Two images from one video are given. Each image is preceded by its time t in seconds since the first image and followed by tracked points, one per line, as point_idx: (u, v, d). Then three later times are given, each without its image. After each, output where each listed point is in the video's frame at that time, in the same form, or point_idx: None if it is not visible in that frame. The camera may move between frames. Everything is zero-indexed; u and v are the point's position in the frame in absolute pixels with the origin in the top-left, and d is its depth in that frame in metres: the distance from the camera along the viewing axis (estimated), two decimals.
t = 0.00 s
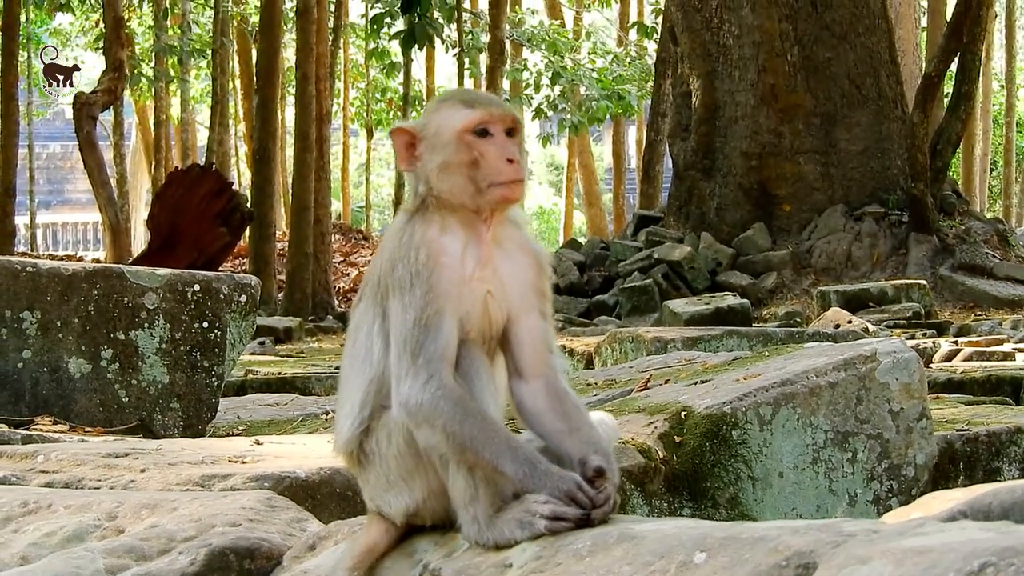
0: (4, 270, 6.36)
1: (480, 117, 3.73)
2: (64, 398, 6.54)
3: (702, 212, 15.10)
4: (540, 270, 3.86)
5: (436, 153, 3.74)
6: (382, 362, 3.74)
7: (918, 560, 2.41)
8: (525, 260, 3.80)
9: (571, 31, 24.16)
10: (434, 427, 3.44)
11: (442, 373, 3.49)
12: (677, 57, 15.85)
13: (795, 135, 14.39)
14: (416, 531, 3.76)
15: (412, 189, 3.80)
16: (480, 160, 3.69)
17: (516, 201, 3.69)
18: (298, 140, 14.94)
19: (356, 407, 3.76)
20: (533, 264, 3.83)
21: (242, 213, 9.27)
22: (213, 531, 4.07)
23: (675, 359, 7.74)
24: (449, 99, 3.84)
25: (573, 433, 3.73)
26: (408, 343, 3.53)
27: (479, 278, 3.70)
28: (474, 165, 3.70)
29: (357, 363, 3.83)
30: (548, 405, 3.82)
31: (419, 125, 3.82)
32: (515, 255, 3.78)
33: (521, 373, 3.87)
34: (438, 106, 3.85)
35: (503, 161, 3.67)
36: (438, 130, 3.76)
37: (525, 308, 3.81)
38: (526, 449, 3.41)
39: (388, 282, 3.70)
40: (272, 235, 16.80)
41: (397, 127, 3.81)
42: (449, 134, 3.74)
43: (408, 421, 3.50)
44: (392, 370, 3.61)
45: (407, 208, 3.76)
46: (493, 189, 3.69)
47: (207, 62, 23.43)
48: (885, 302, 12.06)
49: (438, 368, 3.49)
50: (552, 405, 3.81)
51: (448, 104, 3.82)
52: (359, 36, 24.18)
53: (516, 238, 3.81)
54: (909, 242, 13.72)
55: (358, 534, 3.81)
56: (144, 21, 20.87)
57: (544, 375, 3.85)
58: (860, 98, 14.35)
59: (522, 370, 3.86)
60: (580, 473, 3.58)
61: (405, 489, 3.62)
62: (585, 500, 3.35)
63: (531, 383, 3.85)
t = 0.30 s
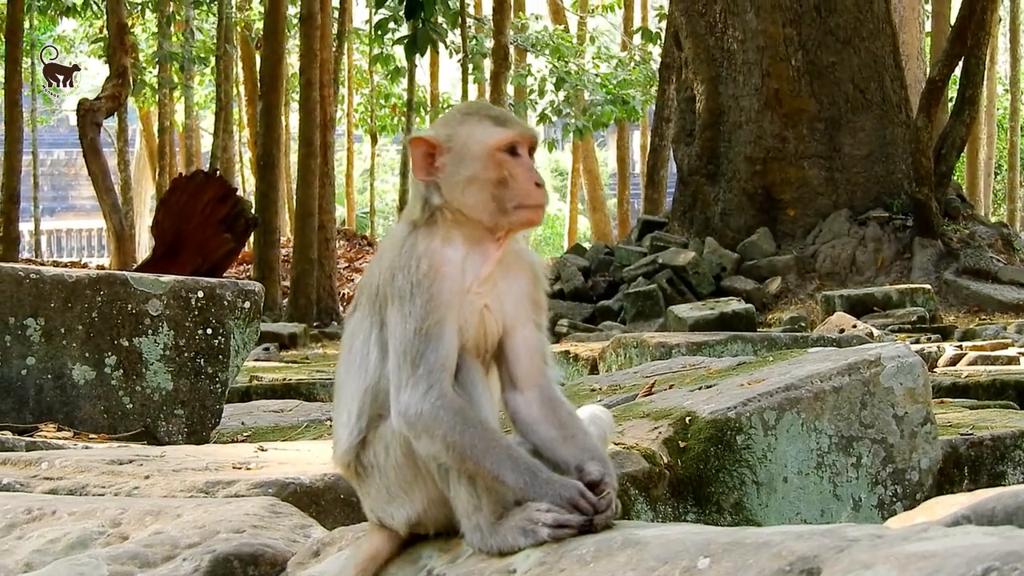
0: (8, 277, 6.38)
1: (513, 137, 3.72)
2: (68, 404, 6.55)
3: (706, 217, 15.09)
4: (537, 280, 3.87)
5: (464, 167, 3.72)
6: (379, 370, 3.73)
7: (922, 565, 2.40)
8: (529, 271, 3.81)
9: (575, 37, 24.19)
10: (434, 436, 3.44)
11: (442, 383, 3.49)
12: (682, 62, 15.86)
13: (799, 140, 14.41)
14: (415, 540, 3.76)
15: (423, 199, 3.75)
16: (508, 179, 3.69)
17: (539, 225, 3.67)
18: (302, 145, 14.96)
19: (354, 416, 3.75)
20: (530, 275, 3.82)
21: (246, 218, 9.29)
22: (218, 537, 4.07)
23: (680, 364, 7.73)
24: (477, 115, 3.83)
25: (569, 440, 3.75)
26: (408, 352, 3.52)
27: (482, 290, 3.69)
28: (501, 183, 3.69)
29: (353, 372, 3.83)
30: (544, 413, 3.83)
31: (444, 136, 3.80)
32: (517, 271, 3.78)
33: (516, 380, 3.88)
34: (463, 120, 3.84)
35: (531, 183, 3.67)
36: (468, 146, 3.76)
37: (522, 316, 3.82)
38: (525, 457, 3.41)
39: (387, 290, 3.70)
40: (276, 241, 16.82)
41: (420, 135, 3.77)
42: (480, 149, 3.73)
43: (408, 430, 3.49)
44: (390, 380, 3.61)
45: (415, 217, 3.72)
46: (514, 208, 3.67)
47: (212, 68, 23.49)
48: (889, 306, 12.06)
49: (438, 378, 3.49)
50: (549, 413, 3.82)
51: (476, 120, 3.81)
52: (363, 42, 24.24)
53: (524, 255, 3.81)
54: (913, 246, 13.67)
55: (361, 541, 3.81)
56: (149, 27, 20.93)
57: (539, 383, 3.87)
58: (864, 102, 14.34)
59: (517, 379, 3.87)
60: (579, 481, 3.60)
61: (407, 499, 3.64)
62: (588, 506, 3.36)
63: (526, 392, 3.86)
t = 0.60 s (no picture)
0: (10, 279, 6.41)
1: (549, 177, 3.65)
2: (70, 406, 6.56)
3: (709, 220, 15.10)
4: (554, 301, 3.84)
5: (495, 203, 3.66)
6: (384, 379, 3.74)
7: (924, 567, 2.40)
8: (545, 296, 3.78)
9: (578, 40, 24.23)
10: (438, 448, 3.44)
11: (448, 398, 3.49)
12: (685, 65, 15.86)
13: (802, 143, 14.43)
14: (418, 541, 3.76)
15: (450, 229, 3.70)
16: (539, 219, 3.63)
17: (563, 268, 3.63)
18: (305, 148, 14.98)
19: (357, 421, 3.75)
20: (546, 301, 3.80)
21: (248, 222, 9.34)
22: (220, 540, 4.07)
23: (682, 367, 7.73)
24: (513, 148, 3.74)
25: (579, 450, 3.75)
26: (415, 368, 3.52)
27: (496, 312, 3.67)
28: (531, 222, 3.64)
29: (359, 379, 3.83)
30: (552, 424, 3.83)
31: (478, 167, 3.71)
32: (535, 298, 3.76)
33: (525, 392, 3.88)
34: (500, 151, 3.75)
35: (560, 227, 3.61)
36: (502, 181, 3.68)
37: (534, 334, 3.81)
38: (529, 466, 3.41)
39: (395, 303, 3.70)
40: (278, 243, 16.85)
41: (453, 164, 3.68)
42: (514, 188, 3.66)
43: (412, 443, 3.50)
44: (396, 392, 3.61)
45: (437, 242, 3.68)
46: (541, 248, 3.62)
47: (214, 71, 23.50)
48: (891, 309, 12.06)
49: (445, 392, 3.49)
50: (556, 424, 3.82)
51: (512, 152, 3.73)
52: (365, 44, 24.24)
53: (544, 284, 3.78)
54: (916, 250, 13.65)
55: (364, 542, 3.81)
56: (151, 29, 20.95)
57: (548, 395, 3.86)
58: (867, 105, 14.33)
59: (526, 391, 3.87)
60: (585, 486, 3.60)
61: (410, 500, 3.64)
62: (591, 510, 3.34)
63: (535, 402, 3.86)
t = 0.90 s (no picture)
0: (14, 283, 6.40)
1: (558, 186, 3.62)
2: (74, 410, 6.56)
3: (711, 223, 15.11)
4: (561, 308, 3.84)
5: (504, 210, 3.65)
6: (388, 383, 3.74)
7: (929, 572, 2.41)
8: (552, 303, 3.77)
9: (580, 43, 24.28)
10: (441, 453, 3.45)
11: (452, 403, 3.50)
12: (686, 68, 15.88)
13: (804, 146, 14.44)
14: (421, 544, 3.77)
15: (459, 235, 3.69)
16: (547, 227, 3.61)
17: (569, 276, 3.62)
18: (307, 151, 14.99)
19: (360, 425, 3.76)
20: (552, 309, 3.78)
21: (251, 224, 9.31)
22: (223, 544, 4.07)
23: (685, 370, 7.73)
24: (523, 155, 3.72)
25: (582, 454, 3.76)
26: (419, 373, 3.52)
27: (502, 319, 3.67)
28: (538, 230, 3.62)
29: (362, 382, 3.83)
30: (555, 430, 3.83)
31: (488, 174, 3.70)
32: (542, 305, 3.75)
33: (529, 398, 3.88)
34: (509, 158, 3.73)
35: (568, 235, 3.59)
36: (510, 188, 3.66)
37: (539, 340, 3.81)
38: (532, 471, 3.41)
39: (401, 308, 3.71)
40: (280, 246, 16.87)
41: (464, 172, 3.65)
42: (523, 196, 3.64)
43: (416, 447, 3.50)
44: (400, 396, 3.61)
45: (445, 248, 3.67)
46: (548, 256, 3.60)
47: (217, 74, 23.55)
48: (894, 312, 12.03)
49: (449, 397, 3.50)
50: (560, 430, 3.82)
51: (521, 159, 3.70)
52: (368, 46, 24.28)
53: (552, 292, 3.77)
54: (917, 252, 13.63)
55: (367, 546, 3.81)
56: (154, 31, 20.99)
57: (553, 401, 3.86)
58: (869, 108, 14.35)
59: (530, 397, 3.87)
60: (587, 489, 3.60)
61: (414, 504, 3.65)
62: (594, 514, 3.34)
63: (538, 408, 3.86)
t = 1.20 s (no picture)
0: (18, 284, 6.45)
1: (538, 183, 3.60)
2: (78, 412, 6.58)
3: (714, 226, 15.12)
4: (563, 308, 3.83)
5: (488, 212, 3.64)
6: (393, 385, 3.75)
7: (931, 574, 2.42)
8: (552, 304, 3.76)
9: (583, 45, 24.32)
10: (445, 455, 3.46)
11: (456, 405, 3.52)
12: (689, 71, 15.87)
13: (807, 148, 14.42)
14: (426, 546, 3.78)
15: (450, 238, 3.71)
16: (531, 225, 3.60)
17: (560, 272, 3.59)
18: (310, 153, 15.00)
19: (364, 426, 3.77)
20: (554, 308, 3.77)
21: (253, 226, 9.33)
22: (228, 545, 4.08)
23: (688, 373, 7.73)
24: (506, 153, 3.69)
25: (585, 455, 3.76)
26: (423, 375, 3.54)
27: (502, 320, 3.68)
28: (523, 229, 3.61)
29: (366, 386, 3.84)
30: (558, 431, 3.84)
31: (473, 176, 3.71)
32: (542, 304, 3.74)
33: (531, 400, 3.88)
34: (494, 158, 3.72)
35: (554, 232, 3.57)
36: (494, 190, 3.65)
37: (542, 342, 3.81)
38: (537, 473, 3.42)
39: (404, 310, 3.72)
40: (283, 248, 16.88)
41: (447, 175, 3.69)
42: (504, 196, 3.63)
43: (420, 448, 3.51)
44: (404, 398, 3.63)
45: (441, 250, 3.69)
46: (535, 254, 3.59)
47: (219, 76, 23.57)
48: (896, 315, 12.04)
49: (453, 400, 3.51)
50: (562, 431, 3.83)
51: (504, 159, 3.69)
52: (371, 49, 24.28)
53: (550, 289, 3.76)
54: (921, 255, 13.61)
55: (371, 547, 3.82)
56: (156, 33, 21.01)
57: (556, 402, 3.87)
58: (872, 111, 14.37)
59: (532, 399, 3.87)
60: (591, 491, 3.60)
61: (417, 506, 3.66)
62: (598, 516, 3.34)
63: (541, 410, 3.86)
